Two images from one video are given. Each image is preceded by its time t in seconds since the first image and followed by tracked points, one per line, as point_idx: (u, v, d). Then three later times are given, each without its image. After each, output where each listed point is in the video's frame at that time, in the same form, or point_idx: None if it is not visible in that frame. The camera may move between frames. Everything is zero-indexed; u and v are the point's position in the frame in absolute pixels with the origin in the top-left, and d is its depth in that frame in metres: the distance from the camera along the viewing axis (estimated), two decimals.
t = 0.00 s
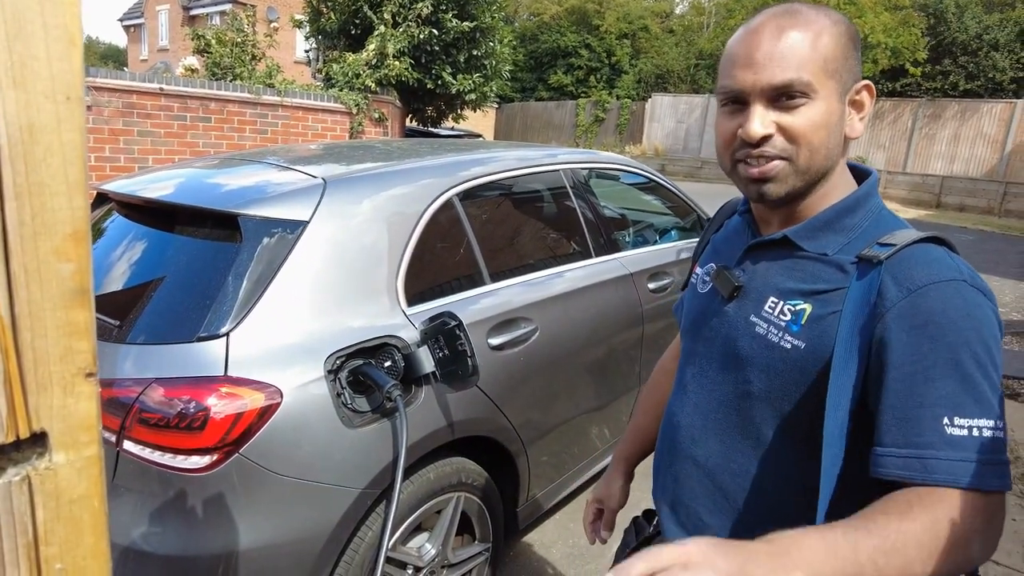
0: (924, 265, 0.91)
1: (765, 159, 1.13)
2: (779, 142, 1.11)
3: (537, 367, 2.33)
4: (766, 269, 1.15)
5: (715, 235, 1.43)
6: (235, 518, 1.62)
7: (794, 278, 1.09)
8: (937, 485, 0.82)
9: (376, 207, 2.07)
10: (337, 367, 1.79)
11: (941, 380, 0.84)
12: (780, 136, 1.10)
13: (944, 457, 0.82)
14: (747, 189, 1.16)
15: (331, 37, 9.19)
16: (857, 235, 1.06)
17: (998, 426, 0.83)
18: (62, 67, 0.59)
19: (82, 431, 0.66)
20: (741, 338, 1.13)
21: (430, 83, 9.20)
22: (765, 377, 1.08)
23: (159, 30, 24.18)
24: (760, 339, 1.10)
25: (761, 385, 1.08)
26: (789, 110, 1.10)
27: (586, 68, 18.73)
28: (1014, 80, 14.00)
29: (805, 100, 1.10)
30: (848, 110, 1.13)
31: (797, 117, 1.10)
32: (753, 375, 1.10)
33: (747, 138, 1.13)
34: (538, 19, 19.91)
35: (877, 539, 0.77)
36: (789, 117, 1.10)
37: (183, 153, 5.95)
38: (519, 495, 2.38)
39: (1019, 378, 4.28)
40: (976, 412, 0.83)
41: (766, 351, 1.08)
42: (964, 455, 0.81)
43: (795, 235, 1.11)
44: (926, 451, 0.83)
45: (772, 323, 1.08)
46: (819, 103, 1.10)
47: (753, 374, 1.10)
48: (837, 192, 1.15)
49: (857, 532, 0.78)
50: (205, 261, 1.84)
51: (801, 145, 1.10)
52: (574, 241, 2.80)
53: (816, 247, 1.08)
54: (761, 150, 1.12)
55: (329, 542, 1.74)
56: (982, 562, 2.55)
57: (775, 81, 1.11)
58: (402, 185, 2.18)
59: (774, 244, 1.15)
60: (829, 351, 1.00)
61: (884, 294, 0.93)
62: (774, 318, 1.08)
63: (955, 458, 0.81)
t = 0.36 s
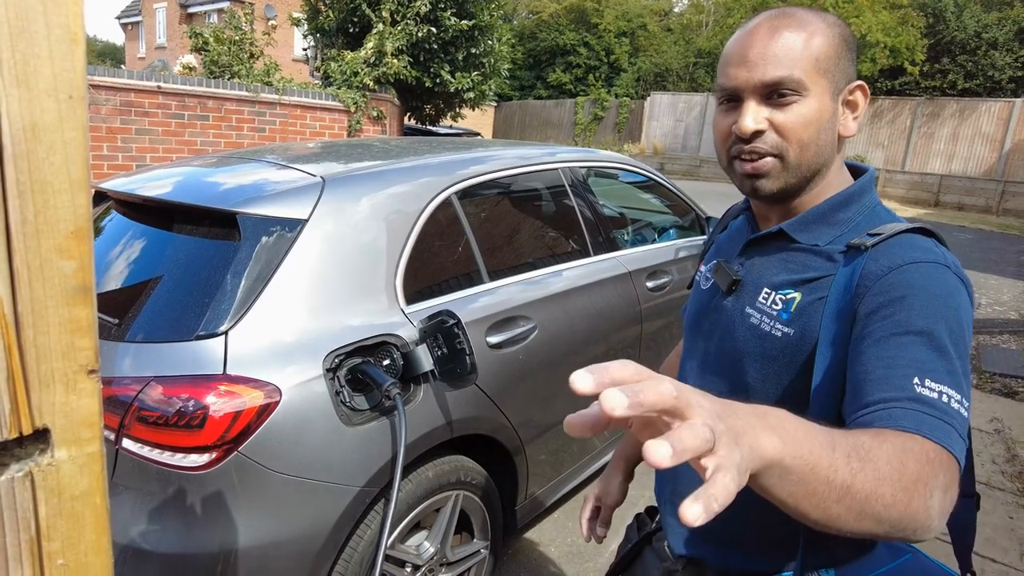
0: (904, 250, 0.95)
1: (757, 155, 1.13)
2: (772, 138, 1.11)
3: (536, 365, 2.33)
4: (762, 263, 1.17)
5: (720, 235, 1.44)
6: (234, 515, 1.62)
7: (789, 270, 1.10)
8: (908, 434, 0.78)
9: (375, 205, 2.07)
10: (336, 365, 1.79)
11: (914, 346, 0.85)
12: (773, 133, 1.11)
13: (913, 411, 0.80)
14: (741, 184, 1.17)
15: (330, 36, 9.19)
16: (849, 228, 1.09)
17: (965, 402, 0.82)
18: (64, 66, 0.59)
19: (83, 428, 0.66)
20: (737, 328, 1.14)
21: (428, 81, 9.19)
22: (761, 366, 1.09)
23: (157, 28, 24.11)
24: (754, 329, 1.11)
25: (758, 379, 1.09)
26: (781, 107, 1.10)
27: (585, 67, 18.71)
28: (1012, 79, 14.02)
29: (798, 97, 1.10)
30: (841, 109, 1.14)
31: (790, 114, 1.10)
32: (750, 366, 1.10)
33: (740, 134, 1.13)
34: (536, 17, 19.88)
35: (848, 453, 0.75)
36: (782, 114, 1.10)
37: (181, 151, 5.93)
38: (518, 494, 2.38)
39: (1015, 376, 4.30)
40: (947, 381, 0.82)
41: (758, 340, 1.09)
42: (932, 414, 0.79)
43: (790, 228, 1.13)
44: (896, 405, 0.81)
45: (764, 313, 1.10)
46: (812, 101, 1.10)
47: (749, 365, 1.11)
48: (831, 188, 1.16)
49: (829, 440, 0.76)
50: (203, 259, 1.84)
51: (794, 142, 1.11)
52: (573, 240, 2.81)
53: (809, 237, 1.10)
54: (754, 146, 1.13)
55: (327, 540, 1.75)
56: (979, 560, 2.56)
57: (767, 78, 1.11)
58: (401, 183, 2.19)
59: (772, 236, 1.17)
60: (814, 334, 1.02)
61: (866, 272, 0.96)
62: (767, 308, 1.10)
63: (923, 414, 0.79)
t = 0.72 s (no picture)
0: (895, 242, 0.94)
1: (747, 152, 1.12)
2: (761, 135, 1.10)
3: (536, 364, 2.32)
4: (757, 260, 1.15)
5: (720, 233, 1.43)
6: (232, 515, 1.61)
7: (781, 266, 1.10)
8: (907, 424, 0.77)
9: (373, 203, 2.05)
10: (334, 365, 1.78)
11: (909, 337, 0.84)
12: (761, 129, 1.09)
13: (910, 402, 0.78)
14: (732, 181, 1.16)
15: (328, 32, 9.16)
16: (840, 223, 1.08)
17: (963, 391, 0.81)
18: (60, 59, 0.58)
19: (80, 425, 0.65)
20: (734, 324, 1.13)
21: (427, 79, 9.17)
22: (757, 362, 1.08)
23: (154, 25, 24.02)
24: (750, 325, 1.10)
25: (755, 375, 1.08)
26: (770, 104, 1.09)
27: (583, 65, 18.69)
28: (1012, 77, 14.03)
29: (786, 94, 1.09)
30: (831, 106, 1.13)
31: (778, 111, 1.09)
32: (745, 362, 1.10)
33: (729, 131, 1.12)
34: (535, 14, 19.84)
35: (852, 443, 0.74)
36: (770, 110, 1.09)
37: (179, 149, 5.91)
38: (517, 493, 2.37)
39: (1017, 376, 4.29)
40: (943, 370, 0.81)
41: (754, 337, 1.09)
42: (929, 404, 0.78)
43: (782, 223, 1.12)
44: (892, 396, 0.80)
45: (760, 310, 1.09)
46: (800, 98, 1.09)
47: (744, 361, 1.10)
48: (824, 183, 1.15)
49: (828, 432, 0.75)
50: (200, 257, 1.82)
51: (783, 138, 1.10)
52: (572, 238, 2.79)
53: (802, 233, 1.10)
54: (743, 143, 1.11)
55: (325, 540, 1.73)
56: (980, 559, 2.55)
57: (755, 76, 1.10)
58: (400, 181, 2.17)
59: (766, 233, 1.16)
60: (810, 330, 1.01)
61: (858, 267, 0.95)
62: (762, 304, 1.09)
63: (920, 404, 0.78)
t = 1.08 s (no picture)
0: (894, 237, 0.94)
1: (748, 147, 1.11)
2: (762, 130, 1.09)
3: (536, 362, 2.32)
4: (758, 257, 1.15)
5: (721, 232, 1.42)
6: (231, 513, 1.61)
7: (780, 262, 1.09)
8: (901, 417, 0.77)
9: (373, 201, 2.04)
10: (334, 362, 1.77)
11: (906, 331, 0.83)
12: (763, 125, 1.09)
13: (903, 395, 0.78)
14: (733, 177, 1.16)
15: (328, 30, 9.15)
16: (838, 219, 1.07)
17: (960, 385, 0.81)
18: (56, 53, 0.58)
19: (76, 423, 0.65)
20: (734, 321, 1.13)
21: (427, 77, 9.15)
22: (757, 360, 1.07)
23: (154, 22, 23.99)
24: (750, 323, 1.10)
25: (755, 373, 1.08)
26: (771, 101, 1.09)
27: (583, 63, 18.67)
28: (1012, 76, 14.01)
29: (787, 91, 1.08)
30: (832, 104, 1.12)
31: (779, 107, 1.08)
32: (745, 359, 1.09)
33: (730, 127, 1.11)
34: (535, 12, 19.81)
35: (851, 434, 0.74)
36: (772, 107, 1.09)
37: (178, 146, 5.89)
38: (518, 491, 2.37)
39: (1017, 374, 4.29)
40: (939, 364, 0.80)
41: (754, 333, 1.08)
42: (923, 396, 0.78)
43: (782, 220, 1.12)
44: (886, 389, 0.79)
45: (760, 307, 1.09)
46: (801, 95, 1.08)
47: (744, 358, 1.10)
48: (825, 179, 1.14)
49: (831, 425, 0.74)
50: (199, 255, 1.82)
51: (784, 135, 1.09)
52: (572, 236, 2.79)
53: (801, 229, 1.09)
54: (744, 139, 1.11)
55: (325, 538, 1.73)
56: (980, 558, 2.55)
57: (757, 72, 1.09)
58: (400, 179, 2.17)
59: (769, 230, 1.15)
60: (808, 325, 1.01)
61: (858, 262, 0.95)
62: (762, 300, 1.09)
63: (914, 398, 0.78)
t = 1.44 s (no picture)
0: (894, 239, 0.93)
1: (754, 143, 1.13)
2: (769, 127, 1.11)
3: (535, 360, 2.33)
4: (757, 258, 1.16)
5: (720, 232, 1.43)
6: (232, 510, 1.62)
7: (781, 262, 1.10)
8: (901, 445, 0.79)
9: (373, 200, 2.06)
10: (334, 360, 1.79)
11: (911, 342, 0.83)
12: (770, 122, 1.10)
13: (910, 417, 0.79)
14: (734, 172, 1.17)
15: (329, 30, 9.17)
16: (839, 219, 1.07)
17: (978, 388, 0.80)
18: (49, 53, 0.60)
19: (71, 422, 0.67)
20: (732, 321, 1.14)
21: (428, 77, 9.17)
22: (754, 360, 1.09)
23: (156, 22, 24.04)
24: (749, 323, 1.11)
25: (753, 372, 1.09)
26: (781, 99, 1.10)
27: (585, 63, 18.67)
28: (1013, 75, 14.00)
29: (797, 90, 1.09)
30: (840, 107, 1.13)
31: (788, 105, 1.09)
32: (743, 359, 1.11)
33: (738, 121, 1.13)
34: (536, 12, 19.81)
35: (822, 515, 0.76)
36: (780, 105, 1.10)
37: (180, 146, 5.91)
38: (517, 489, 2.38)
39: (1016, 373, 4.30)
40: (948, 372, 0.80)
41: (754, 333, 1.09)
42: (934, 414, 0.78)
43: (782, 219, 1.12)
44: (892, 411, 0.81)
45: (759, 307, 1.10)
46: (811, 95, 1.09)
47: (742, 358, 1.11)
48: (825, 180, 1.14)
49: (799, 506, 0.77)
50: (200, 253, 1.83)
51: (790, 133, 1.10)
52: (572, 235, 2.80)
53: (800, 229, 1.10)
54: (751, 134, 1.12)
55: (325, 535, 1.74)
56: (979, 555, 2.56)
57: (769, 68, 1.10)
58: (400, 178, 2.18)
59: (768, 229, 1.15)
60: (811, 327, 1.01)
61: (857, 267, 0.94)
62: (761, 301, 1.10)
63: (923, 418, 0.78)
